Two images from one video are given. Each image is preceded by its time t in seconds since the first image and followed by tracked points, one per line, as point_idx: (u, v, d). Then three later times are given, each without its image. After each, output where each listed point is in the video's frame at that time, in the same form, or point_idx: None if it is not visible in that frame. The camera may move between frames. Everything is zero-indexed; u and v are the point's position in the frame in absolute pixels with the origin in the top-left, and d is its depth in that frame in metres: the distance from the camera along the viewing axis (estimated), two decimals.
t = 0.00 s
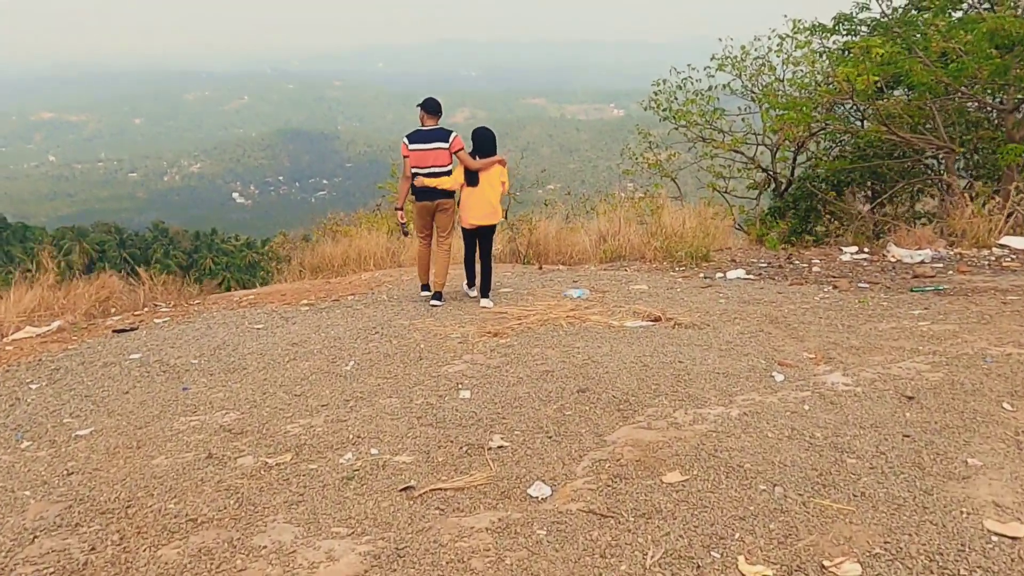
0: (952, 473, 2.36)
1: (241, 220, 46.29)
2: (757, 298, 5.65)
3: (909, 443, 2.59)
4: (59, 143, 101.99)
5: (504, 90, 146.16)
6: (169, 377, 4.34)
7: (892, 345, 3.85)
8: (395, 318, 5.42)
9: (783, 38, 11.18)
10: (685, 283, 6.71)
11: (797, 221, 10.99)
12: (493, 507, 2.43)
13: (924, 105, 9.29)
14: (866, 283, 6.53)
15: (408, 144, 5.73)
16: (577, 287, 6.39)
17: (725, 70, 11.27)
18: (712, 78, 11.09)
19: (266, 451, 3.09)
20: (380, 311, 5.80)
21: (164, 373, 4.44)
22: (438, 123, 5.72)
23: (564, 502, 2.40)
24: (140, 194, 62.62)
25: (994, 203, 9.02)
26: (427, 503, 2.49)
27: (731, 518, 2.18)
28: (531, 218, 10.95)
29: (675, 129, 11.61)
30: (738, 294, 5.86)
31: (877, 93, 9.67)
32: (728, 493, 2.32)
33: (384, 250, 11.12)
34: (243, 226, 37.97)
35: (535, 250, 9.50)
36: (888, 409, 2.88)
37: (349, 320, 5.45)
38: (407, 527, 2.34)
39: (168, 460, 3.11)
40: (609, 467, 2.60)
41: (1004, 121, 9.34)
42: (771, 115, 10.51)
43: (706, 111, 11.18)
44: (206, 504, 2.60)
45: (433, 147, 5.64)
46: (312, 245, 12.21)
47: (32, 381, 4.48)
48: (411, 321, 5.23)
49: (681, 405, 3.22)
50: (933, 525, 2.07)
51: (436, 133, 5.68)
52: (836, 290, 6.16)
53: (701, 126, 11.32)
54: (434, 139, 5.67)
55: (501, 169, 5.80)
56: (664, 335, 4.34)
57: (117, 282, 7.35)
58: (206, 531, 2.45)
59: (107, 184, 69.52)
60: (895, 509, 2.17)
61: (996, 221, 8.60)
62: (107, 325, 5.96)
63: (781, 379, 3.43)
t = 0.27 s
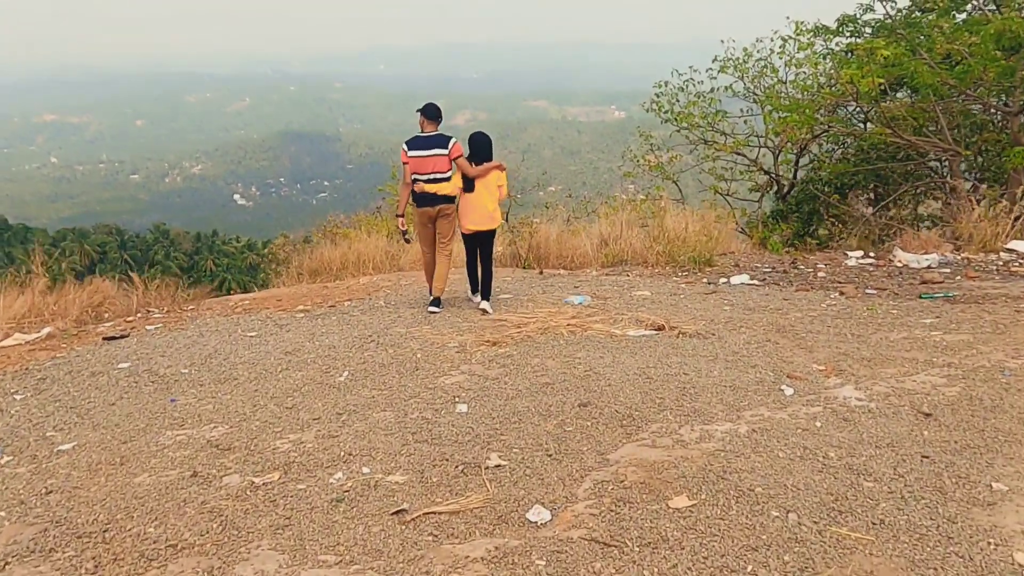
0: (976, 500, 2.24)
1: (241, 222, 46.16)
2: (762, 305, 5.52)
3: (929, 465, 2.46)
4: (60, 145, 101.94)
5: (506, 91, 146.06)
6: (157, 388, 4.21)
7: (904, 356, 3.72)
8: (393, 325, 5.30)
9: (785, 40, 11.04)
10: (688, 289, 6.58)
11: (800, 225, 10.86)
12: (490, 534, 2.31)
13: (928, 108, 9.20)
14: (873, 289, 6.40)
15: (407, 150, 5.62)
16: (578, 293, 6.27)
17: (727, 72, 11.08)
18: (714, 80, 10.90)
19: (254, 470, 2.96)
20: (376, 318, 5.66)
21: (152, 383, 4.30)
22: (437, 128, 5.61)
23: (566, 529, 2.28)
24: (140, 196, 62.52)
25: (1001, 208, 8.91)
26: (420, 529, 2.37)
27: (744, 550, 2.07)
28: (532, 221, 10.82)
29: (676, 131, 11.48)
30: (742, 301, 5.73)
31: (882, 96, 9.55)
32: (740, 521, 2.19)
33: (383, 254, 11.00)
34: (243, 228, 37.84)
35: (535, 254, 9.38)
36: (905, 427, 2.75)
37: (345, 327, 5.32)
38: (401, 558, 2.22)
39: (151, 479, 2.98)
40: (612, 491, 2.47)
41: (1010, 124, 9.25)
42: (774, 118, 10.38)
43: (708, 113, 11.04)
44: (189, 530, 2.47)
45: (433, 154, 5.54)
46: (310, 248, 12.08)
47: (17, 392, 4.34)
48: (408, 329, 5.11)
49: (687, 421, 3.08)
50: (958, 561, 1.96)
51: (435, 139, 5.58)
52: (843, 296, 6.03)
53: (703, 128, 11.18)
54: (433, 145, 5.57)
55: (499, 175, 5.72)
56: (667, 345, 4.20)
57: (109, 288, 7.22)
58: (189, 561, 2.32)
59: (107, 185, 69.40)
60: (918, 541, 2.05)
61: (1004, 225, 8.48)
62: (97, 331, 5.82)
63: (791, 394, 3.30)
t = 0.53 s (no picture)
0: (1004, 529, 2.11)
1: (242, 224, 46.04)
2: (768, 313, 5.40)
3: (952, 489, 2.34)
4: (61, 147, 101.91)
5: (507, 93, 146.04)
6: (146, 400, 4.07)
7: (919, 368, 3.59)
8: (391, 333, 5.17)
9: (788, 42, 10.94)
10: (692, 295, 6.45)
11: (804, 228, 10.73)
12: (489, 565, 2.18)
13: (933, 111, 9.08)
14: (882, 296, 6.26)
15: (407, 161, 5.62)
16: (579, 300, 6.14)
17: (729, 75, 10.92)
18: (716, 83, 10.80)
19: (241, 490, 2.82)
20: (373, 325, 5.53)
21: (141, 394, 4.17)
22: (437, 136, 5.59)
23: (569, 559, 2.15)
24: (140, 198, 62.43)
25: (1008, 212, 8.78)
26: (414, 557, 2.24)
27: None
28: (533, 224, 10.69)
29: (678, 134, 11.35)
30: (748, 308, 5.60)
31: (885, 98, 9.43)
32: (755, 553, 2.06)
33: (383, 257, 10.88)
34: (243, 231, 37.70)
35: (536, 258, 9.25)
36: (924, 446, 2.63)
37: (341, 335, 5.19)
38: None
39: (134, 498, 2.84)
40: (618, 516, 2.34)
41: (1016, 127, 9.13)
42: (776, 120, 10.24)
43: (710, 116, 10.92)
44: (171, 559, 2.34)
45: (434, 163, 5.55)
46: (308, 251, 11.95)
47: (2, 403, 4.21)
48: (406, 337, 4.98)
49: (695, 439, 2.95)
50: None
51: (435, 147, 5.56)
52: (851, 303, 5.90)
53: (705, 131, 11.03)
54: (434, 154, 5.55)
55: (498, 182, 5.77)
56: (673, 355, 4.07)
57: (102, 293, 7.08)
58: None
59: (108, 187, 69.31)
60: None
61: (1012, 229, 8.35)
62: (89, 339, 5.69)
63: (803, 409, 3.17)
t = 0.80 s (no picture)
0: None
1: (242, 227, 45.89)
2: (776, 323, 5.23)
3: (987, 526, 2.16)
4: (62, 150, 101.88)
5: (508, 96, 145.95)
6: (129, 416, 3.90)
7: (938, 386, 3.42)
8: (386, 344, 5.00)
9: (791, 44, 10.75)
10: (697, 303, 6.28)
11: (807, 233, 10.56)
12: None
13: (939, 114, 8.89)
14: (892, 305, 6.09)
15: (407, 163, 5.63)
16: (581, 309, 5.97)
17: (732, 77, 10.81)
18: (719, 85, 10.72)
19: (222, 519, 2.65)
20: (368, 335, 5.36)
21: (124, 411, 4.00)
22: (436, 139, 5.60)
23: None
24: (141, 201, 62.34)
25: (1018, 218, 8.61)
26: None
27: None
28: (533, 228, 10.51)
29: (681, 137, 11.18)
30: (755, 319, 5.44)
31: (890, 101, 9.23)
32: None
33: (382, 262, 10.72)
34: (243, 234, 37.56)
35: (536, 263, 9.08)
36: (953, 476, 2.45)
37: (335, 346, 5.01)
38: None
39: (108, 528, 2.67)
40: (625, 554, 2.17)
41: None
42: (780, 124, 10.06)
43: (712, 119, 10.74)
44: None
45: (434, 165, 5.56)
46: (305, 256, 11.78)
47: None
48: (401, 349, 4.81)
49: (705, 464, 2.77)
50: None
51: (434, 149, 5.57)
52: (861, 313, 5.73)
53: (707, 134, 10.83)
54: (434, 156, 5.56)
55: (497, 184, 5.80)
56: (679, 371, 3.90)
57: (92, 299, 6.88)
58: None
59: (108, 189, 69.22)
60: None
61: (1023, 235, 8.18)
62: (76, 349, 5.52)
63: (819, 430, 3.00)
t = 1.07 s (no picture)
0: None
1: (243, 229, 45.82)
2: (783, 332, 5.09)
3: (1015, 559, 2.03)
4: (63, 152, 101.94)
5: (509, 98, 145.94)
6: (114, 430, 3.76)
7: (954, 401, 3.28)
8: (381, 353, 4.86)
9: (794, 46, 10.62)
10: (700, 311, 6.14)
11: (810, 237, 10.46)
12: None
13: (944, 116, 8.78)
14: (901, 313, 5.96)
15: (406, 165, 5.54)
16: (582, 316, 5.83)
17: (734, 80, 10.75)
18: (720, 88, 10.60)
19: (204, 544, 2.51)
20: (364, 343, 5.22)
21: (108, 424, 3.86)
22: (437, 140, 5.50)
23: None
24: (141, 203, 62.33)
25: None
26: None
27: None
28: (533, 232, 10.38)
29: (683, 140, 11.02)
30: (761, 327, 5.30)
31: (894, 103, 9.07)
32: None
33: (381, 265, 10.60)
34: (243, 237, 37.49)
35: (537, 267, 8.98)
36: (976, 502, 2.33)
37: (329, 356, 4.87)
38: None
39: (83, 554, 2.54)
40: None
41: None
42: (782, 126, 9.90)
43: (714, 121, 10.60)
44: None
45: (433, 166, 5.47)
46: (303, 260, 11.65)
47: None
48: (397, 358, 4.67)
49: (713, 486, 2.63)
50: None
51: (435, 151, 5.47)
52: (869, 321, 5.60)
53: (709, 137, 10.68)
54: (434, 158, 5.46)
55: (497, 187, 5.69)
56: (683, 383, 3.76)
57: (84, 305, 6.75)
58: None
59: (110, 192, 69.33)
60: None
61: None
62: (64, 357, 5.40)
63: (831, 448, 2.87)
